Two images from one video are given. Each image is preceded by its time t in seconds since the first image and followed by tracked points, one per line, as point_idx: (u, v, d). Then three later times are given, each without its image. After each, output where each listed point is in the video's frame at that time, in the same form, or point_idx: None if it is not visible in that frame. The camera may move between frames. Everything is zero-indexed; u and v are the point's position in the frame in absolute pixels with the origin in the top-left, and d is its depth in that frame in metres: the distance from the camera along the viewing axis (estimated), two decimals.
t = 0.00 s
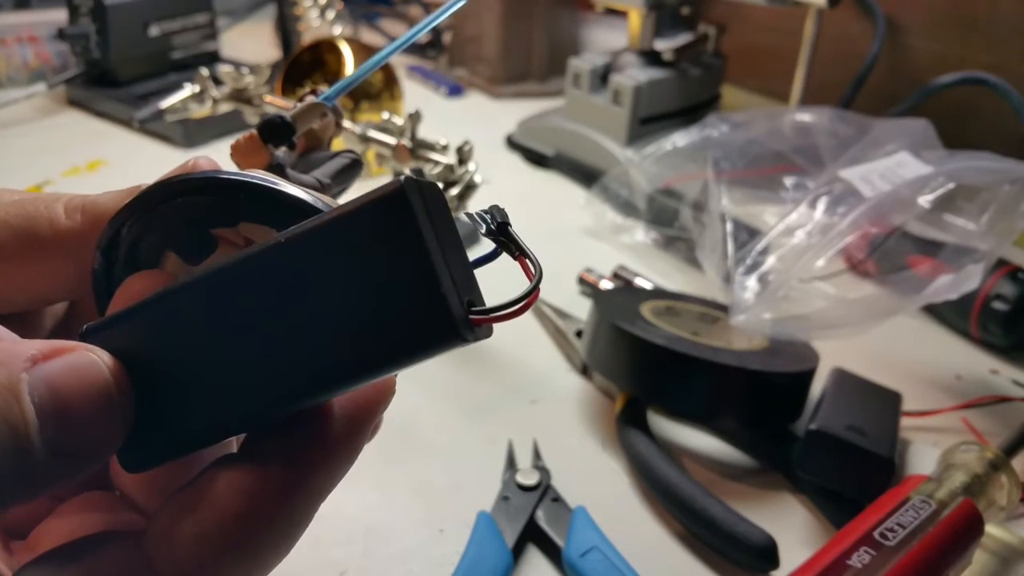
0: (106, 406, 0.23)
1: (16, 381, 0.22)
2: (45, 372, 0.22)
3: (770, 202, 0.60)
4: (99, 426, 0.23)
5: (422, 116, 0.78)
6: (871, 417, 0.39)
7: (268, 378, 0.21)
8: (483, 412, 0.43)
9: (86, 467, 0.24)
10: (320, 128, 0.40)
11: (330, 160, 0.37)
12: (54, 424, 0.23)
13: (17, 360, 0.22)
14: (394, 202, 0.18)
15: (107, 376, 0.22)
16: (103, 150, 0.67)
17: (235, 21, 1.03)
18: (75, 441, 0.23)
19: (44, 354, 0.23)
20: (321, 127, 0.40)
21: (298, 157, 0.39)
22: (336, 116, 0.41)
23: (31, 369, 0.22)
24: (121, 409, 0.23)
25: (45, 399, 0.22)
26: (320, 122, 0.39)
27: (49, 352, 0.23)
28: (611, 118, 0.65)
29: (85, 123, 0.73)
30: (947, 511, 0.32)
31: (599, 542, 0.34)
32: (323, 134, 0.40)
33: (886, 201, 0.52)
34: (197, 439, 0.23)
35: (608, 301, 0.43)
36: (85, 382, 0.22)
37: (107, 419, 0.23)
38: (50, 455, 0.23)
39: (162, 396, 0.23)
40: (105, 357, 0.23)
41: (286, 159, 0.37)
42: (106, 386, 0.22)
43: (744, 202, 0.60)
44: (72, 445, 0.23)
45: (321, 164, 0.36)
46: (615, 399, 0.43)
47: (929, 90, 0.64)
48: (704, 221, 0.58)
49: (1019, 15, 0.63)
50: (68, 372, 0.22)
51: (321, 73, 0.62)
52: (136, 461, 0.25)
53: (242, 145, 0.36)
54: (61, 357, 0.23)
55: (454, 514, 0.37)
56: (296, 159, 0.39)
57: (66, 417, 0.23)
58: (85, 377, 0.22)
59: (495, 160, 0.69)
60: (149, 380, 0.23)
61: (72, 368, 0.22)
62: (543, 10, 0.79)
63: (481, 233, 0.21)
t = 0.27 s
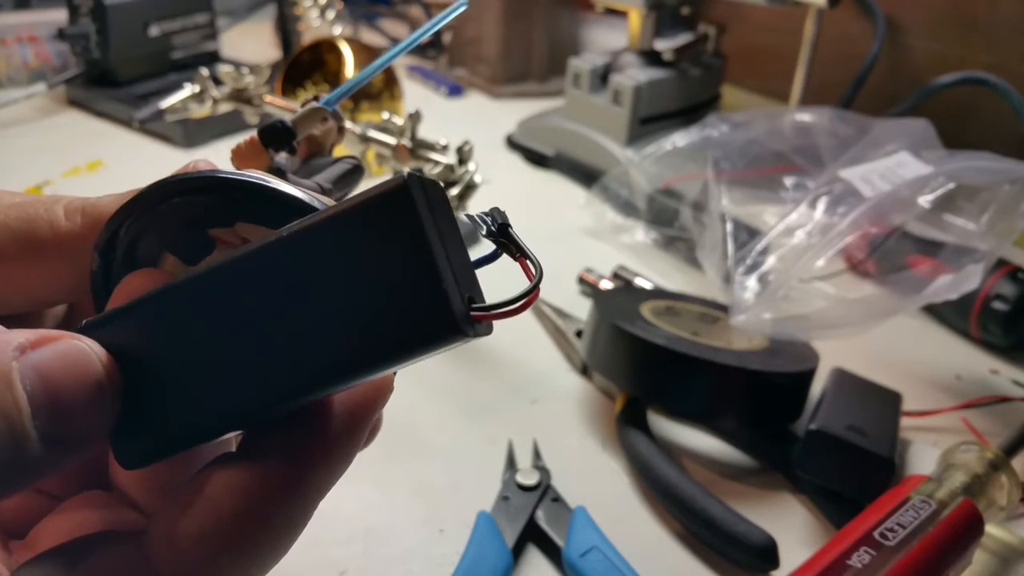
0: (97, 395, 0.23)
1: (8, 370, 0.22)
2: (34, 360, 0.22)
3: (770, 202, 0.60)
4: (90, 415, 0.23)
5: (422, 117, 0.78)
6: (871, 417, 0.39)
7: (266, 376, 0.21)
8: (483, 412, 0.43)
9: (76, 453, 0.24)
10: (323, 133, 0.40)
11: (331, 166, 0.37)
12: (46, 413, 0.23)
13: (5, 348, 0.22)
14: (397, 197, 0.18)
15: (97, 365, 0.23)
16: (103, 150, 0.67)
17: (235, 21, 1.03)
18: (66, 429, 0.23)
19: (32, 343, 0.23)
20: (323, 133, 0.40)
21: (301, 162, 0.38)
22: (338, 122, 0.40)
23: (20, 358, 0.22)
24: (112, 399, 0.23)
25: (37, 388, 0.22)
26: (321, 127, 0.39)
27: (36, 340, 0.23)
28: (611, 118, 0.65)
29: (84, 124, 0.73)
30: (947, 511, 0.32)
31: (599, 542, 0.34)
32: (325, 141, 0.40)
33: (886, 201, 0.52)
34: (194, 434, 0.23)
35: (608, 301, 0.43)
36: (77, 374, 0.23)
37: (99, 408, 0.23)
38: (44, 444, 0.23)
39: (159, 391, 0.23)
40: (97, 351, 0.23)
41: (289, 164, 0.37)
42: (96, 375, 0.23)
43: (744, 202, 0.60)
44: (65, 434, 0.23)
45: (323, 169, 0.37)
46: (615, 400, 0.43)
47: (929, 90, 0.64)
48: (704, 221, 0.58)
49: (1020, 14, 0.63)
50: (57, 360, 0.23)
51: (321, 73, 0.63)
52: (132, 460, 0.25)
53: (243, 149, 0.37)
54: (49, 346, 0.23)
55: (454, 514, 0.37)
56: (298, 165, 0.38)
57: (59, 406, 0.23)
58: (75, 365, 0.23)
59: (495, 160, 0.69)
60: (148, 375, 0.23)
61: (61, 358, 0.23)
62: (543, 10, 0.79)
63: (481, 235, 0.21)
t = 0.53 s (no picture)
0: (96, 398, 0.23)
1: (7, 381, 0.21)
2: (34, 368, 0.22)
3: (770, 202, 0.60)
4: (90, 417, 0.23)
5: (422, 117, 0.78)
6: (871, 417, 0.39)
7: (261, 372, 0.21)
8: (483, 413, 0.43)
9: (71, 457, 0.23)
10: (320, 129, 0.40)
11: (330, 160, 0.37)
12: (46, 418, 0.22)
13: (4, 356, 0.22)
14: (382, 191, 0.18)
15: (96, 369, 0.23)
16: (103, 150, 0.67)
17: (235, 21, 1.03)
18: (65, 435, 0.23)
19: (31, 349, 0.22)
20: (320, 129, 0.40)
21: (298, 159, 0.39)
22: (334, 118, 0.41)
23: (19, 366, 0.22)
24: (111, 403, 0.24)
25: (38, 395, 0.22)
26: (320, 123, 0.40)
27: (35, 347, 0.22)
28: (611, 118, 0.65)
29: (84, 123, 0.73)
30: (947, 511, 0.32)
31: (599, 542, 0.34)
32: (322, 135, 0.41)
33: (886, 201, 0.52)
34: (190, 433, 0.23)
35: (608, 301, 0.43)
36: (76, 377, 0.22)
37: (97, 411, 0.23)
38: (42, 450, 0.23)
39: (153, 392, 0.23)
40: (92, 351, 0.23)
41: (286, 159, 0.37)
42: (96, 378, 0.23)
43: (744, 202, 0.60)
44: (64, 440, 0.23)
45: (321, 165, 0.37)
46: (615, 400, 0.43)
47: (929, 90, 0.64)
48: (704, 221, 0.58)
49: (1019, 15, 0.63)
50: (56, 367, 0.22)
51: (321, 73, 0.62)
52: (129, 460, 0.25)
53: (241, 146, 0.37)
54: (48, 352, 0.22)
55: (454, 514, 0.37)
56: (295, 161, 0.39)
57: (60, 411, 0.23)
58: (76, 370, 0.22)
59: (495, 160, 0.69)
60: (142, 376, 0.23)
61: (62, 364, 0.22)
62: (543, 10, 0.79)
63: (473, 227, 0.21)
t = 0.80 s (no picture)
0: (90, 423, 0.23)
1: (6, 416, 0.21)
2: (32, 400, 0.22)
3: (770, 202, 0.60)
4: (86, 442, 0.23)
5: (422, 116, 0.78)
6: (870, 416, 0.39)
7: (261, 382, 0.21)
8: (483, 413, 0.43)
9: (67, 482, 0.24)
10: (307, 117, 0.39)
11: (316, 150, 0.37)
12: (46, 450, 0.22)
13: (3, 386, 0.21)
14: (374, 199, 0.18)
15: (90, 394, 0.23)
16: (102, 150, 0.67)
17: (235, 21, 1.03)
18: (62, 464, 0.23)
19: (27, 378, 0.22)
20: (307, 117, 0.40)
21: (284, 147, 0.38)
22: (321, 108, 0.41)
23: (17, 397, 0.22)
24: (104, 427, 0.23)
25: (38, 428, 0.22)
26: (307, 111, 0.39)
27: (30, 375, 0.22)
28: (611, 117, 0.65)
29: (84, 123, 0.73)
30: (947, 510, 0.32)
31: (599, 542, 0.34)
32: (308, 125, 0.40)
33: (886, 201, 0.52)
34: (190, 440, 0.23)
35: (608, 301, 0.43)
36: (71, 402, 0.22)
37: (91, 431, 0.23)
38: (42, 480, 0.23)
39: (151, 403, 0.23)
40: (77, 374, 0.23)
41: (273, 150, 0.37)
42: (91, 404, 0.23)
43: (744, 201, 0.60)
44: (62, 470, 0.23)
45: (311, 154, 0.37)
46: (615, 400, 0.43)
47: (929, 90, 0.64)
48: (704, 221, 0.58)
49: (1019, 15, 0.63)
50: (53, 397, 0.22)
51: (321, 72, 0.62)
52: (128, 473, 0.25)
53: (229, 138, 0.37)
54: (45, 381, 0.22)
55: (454, 514, 0.37)
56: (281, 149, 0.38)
57: (59, 441, 0.23)
58: (73, 400, 0.22)
59: (495, 160, 0.69)
60: (138, 388, 0.23)
61: (59, 394, 0.22)
62: (543, 10, 0.79)
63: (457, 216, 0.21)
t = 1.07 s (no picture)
0: (82, 418, 0.23)
1: None
2: (23, 397, 0.22)
3: (771, 202, 0.60)
4: (78, 437, 0.23)
5: (422, 116, 0.78)
6: (870, 417, 0.39)
7: (242, 376, 0.21)
8: (483, 413, 0.43)
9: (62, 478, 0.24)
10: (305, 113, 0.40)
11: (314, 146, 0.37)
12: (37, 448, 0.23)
13: None
14: (330, 188, 0.17)
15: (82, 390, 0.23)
16: (102, 150, 0.67)
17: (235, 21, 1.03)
18: (55, 460, 0.23)
19: (20, 376, 0.22)
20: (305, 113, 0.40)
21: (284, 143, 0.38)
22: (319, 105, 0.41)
23: (10, 395, 0.22)
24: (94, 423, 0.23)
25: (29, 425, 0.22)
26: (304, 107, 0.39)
27: (24, 373, 0.22)
28: (611, 118, 0.65)
29: (83, 123, 0.73)
30: (947, 510, 0.32)
31: (599, 542, 0.34)
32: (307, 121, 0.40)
33: (887, 201, 0.52)
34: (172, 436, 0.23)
35: (608, 301, 0.43)
36: (61, 398, 0.22)
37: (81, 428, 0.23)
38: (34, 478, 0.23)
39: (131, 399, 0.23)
40: (61, 368, 0.23)
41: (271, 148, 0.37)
42: (82, 399, 0.23)
43: (744, 201, 0.60)
44: (54, 467, 0.23)
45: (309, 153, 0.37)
46: (615, 400, 0.43)
47: (929, 90, 0.64)
48: (704, 221, 0.58)
49: (1019, 15, 0.63)
50: (44, 394, 0.22)
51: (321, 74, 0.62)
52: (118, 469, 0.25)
53: (224, 135, 0.37)
54: (37, 377, 0.22)
55: (454, 514, 0.37)
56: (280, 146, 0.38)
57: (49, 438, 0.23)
58: (63, 396, 0.22)
59: (494, 160, 0.69)
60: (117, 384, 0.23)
61: (49, 391, 0.22)
62: (544, 10, 0.79)
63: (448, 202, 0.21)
